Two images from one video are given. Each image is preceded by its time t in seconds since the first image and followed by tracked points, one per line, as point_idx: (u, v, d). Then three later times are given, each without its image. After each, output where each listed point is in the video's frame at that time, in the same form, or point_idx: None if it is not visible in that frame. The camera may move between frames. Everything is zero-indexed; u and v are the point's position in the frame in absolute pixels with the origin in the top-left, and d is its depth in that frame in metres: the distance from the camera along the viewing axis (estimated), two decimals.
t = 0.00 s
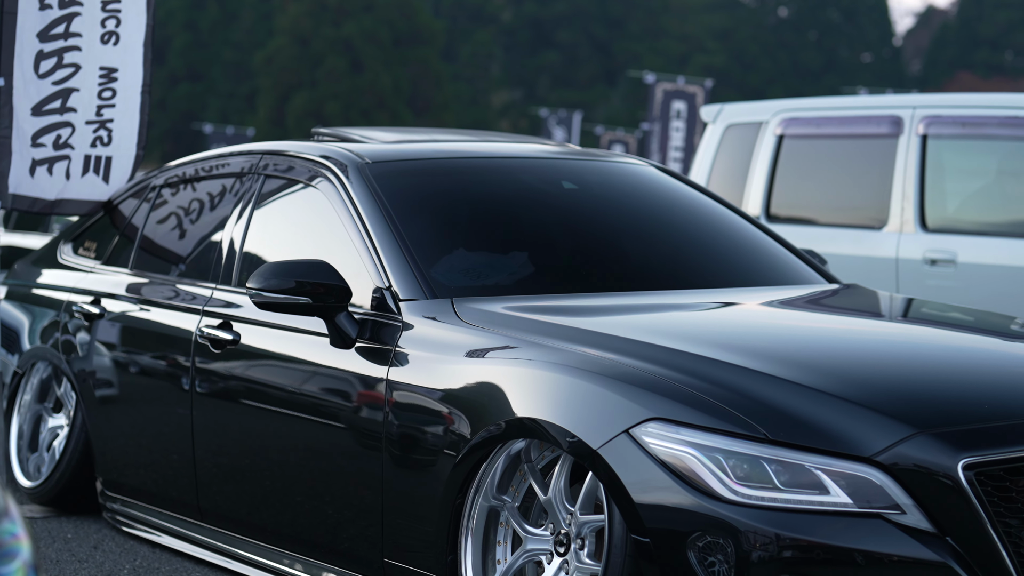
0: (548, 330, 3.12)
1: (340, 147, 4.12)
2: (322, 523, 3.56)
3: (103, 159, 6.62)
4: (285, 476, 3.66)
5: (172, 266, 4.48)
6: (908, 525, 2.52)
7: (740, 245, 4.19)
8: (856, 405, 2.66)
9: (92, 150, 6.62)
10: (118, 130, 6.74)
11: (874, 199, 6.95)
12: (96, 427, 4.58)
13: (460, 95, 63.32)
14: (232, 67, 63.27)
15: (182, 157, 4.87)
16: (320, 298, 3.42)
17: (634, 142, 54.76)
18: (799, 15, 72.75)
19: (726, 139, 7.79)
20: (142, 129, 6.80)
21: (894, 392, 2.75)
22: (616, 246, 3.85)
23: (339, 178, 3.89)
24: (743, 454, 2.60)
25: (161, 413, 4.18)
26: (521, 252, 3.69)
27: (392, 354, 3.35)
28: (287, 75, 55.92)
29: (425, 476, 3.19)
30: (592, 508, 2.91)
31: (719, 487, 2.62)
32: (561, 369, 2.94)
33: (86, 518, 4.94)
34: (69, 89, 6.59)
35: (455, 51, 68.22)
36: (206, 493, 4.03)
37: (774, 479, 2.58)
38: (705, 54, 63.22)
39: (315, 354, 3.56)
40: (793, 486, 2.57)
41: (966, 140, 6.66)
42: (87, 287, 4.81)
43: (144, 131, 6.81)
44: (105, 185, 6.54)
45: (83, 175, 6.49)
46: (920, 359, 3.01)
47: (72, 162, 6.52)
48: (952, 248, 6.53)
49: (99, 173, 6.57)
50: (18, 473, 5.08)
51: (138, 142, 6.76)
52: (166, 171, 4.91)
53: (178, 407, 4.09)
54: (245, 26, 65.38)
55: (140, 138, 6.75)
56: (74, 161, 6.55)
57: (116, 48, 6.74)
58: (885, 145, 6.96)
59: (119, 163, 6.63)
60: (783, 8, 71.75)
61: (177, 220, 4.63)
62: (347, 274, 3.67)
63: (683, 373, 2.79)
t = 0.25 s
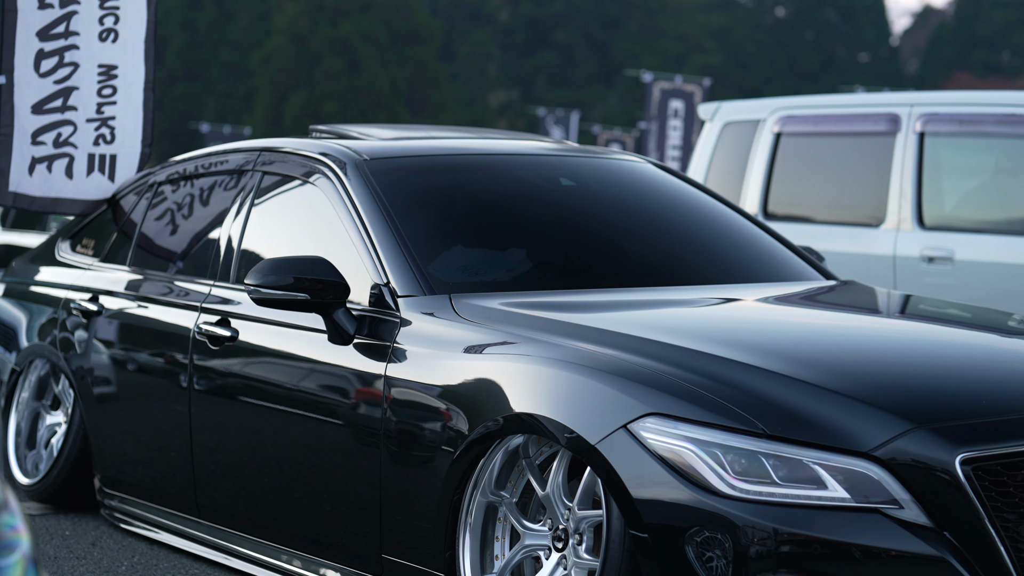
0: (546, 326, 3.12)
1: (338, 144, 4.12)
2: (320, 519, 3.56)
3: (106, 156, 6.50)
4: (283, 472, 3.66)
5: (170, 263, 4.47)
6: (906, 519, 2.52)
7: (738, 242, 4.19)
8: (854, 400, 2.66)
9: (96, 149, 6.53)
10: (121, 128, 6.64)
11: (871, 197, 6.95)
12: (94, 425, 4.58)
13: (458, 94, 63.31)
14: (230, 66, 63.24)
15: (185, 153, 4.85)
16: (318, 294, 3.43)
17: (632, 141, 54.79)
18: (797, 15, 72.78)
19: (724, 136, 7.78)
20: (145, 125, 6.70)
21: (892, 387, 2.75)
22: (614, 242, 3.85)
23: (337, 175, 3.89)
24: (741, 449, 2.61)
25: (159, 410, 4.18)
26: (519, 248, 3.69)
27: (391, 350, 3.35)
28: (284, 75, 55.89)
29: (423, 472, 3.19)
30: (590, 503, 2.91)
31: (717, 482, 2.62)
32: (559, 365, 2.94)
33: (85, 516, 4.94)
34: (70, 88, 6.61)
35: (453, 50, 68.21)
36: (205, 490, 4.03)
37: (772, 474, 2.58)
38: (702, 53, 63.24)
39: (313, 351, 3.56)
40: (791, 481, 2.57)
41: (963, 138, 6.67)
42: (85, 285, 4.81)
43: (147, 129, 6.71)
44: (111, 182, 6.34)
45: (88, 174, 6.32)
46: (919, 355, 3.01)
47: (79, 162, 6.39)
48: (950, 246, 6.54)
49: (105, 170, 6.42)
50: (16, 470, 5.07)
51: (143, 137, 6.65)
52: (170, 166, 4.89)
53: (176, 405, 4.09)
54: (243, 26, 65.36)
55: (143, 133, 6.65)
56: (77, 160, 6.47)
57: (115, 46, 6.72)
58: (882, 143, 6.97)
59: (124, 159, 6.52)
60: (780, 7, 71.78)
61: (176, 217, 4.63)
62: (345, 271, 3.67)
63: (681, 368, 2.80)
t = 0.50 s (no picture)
0: (543, 322, 3.12)
1: (335, 141, 4.12)
2: (317, 515, 3.57)
3: (105, 154, 6.50)
4: (279, 469, 3.66)
5: (167, 261, 4.47)
6: (901, 515, 2.52)
7: (735, 239, 4.20)
8: (850, 396, 2.66)
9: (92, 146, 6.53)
10: (118, 124, 6.69)
11: (867, 195, 6.96)
12: (91, 422, 4.58)
13: (455, 94, 63.27)
14: (227, 66, 63.19)
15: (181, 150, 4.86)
16: (315, 291, 3.44)
17: (629, 141, 54.77)
18: (794, 14, 72.83)
19: (720, 134, 7.79)
20: (142, 121, 6.75)
21: (887, 382, 2.75)
22: (610, 239, 3.86)
23: (334, 172, 3.89)
24: (737, 444, 2.61)
25: (156, 408, 4.18)
26: (515, 245, 3.69)
27: (387, 346, 3.35)
28: (281, 74, 55.85)
29: (420, 469, 3.19)
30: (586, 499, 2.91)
31: (713, 477, 2.62)
32: (555, 360, 2.94)
33: (82, 512, 4.94)
34: (68, 86, 6.61)
35: (450, 50, 68.18)
36: (201, 487, 4.03)
37: (767, 469, 2.58)
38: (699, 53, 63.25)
39: (309, 348, 3.56)
40: (786, 476, 2.57)
41: (960, 136, 6.67)
42: (82, 282, 4.81)
43: (143, 125, 6.75)
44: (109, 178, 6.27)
45: (86, 170, 6.32)
46: (914, 351, 3.02)
47: (77, 159, 6.41)
48: (946, 244, 6.55)
49: (103, 167, 6.41)
50: (12, 468, 5.07)
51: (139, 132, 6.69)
52: (164, 163, 4.90)
53: (173, 402, 4.09)
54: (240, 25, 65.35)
55: (141, 129, 6.69)
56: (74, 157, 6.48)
57: (111, 43, 6.73)
58: (878, 141, 6.97)
59: (123, 155, 6.54)
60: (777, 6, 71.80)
61: (172, 214, 4.63)
62: (342, 268, 3.67)
63: (678, 364, 2.80)
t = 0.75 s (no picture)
0: (539, 318, 3.12)
1: (331, 138, 4.12)
2: (313, 511, 3.57)
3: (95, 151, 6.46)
4: (276, 465, 3.66)
5: (165, 258, 4.47)
6: (897, 509, 2.52)
7: (731, 237, 4.20)
8: (846, 391, 2.67)
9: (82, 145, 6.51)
10: (109, 123, 6.65)
11: (863, 193, 6.97)
12: (88, 420, 4.58)
13: (452, 94, 63.25)
14: (223, 66, 63.14)
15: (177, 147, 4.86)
16: (311, 287, 3.43)
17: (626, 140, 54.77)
18: (791, 14, 72.87)
19: (717, 133, 7.80)
20: (135, 121, 6.70)
21: (883, 378, 2.76)
22: (607, 236, 3.86)
23: (331, 169, 3.89)
24: (733, 439, 2.61)
25: (153, 405, 4.18)
26: (512, 242, 3.70)
27: (384, 342, 3.35)
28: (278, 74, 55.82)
29: (416, 465, 3.19)
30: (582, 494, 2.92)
31: (709, 472, 2.63)
32: (552, 356, 2.94)
33: (79, 510, 4.94)
34: (59, 85, 6.60)
35: (446, 49, 68.15)
36: (198, 484, 4.03)
37: (763, 464, 2.59)
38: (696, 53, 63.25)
39: (306, 345, 3.56)
40: (782, 471, 2.58)
41: (956, 134, 6.68)
42: (79, 279, 4.80)
43: (135, 125, 6.69)
44: (99, 174, 6.21)
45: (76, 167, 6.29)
46: (910, 347, 3.02)
47: (67, 157, 6.40)
48: (942, 241, 6.56)
49: (94, 164, 6.35)
50: (8, 465, 5.07)
51: (130, 132, 6.63)
52: (158, 162, 4.91)
53: (169, 399, 4.09)
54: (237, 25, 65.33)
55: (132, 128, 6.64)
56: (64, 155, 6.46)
57: (103, 42, 6.70)
58: (875, 139, 6.98)
59: (112, 152, 6.47)
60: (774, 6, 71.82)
61: (169, 213, 4.63)
62: (338, 264, 3.67)
63: (674, 360, 2.80)
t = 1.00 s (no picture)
0: (533, 314, 3.12)
1: (325, 135, 4.12)
2: (307, 508, 3.57)
3: (83, 149, 6.49)
4: (270, 462, 3.66)
5: (158, 256, 4.47)
6: (890, 504, 2.53)
7: (725, 234, 4.21)
8: (839, 385, 2.67)
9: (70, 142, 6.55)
10: (96, 121, 6.71)
11: (856, 191, 6.98)
12: (81, 418, 4.57)
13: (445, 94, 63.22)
14: (216, 66, 63.06)
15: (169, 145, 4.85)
16: (305, 284, 3.43)
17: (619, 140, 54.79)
18: (784, 14, 72.95)
19: (710, 131, 7.82)
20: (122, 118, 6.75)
21: (875, 373, 2.76)
22: (600, 233, 3.87)
23: (324, 166, 3.89)
24: (727, 434, 2.62)
25: (147, 403, 4.18)
26: (505, 238, 3.70)
27: (377, 338, 3.35)
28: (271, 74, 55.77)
29: (410, 462, 3.19)
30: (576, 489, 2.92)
31: (702, 467, 2.63)
32: (546, 351, 2.95)
33: (73, 508, 4.93)
34: (46, 83, 6.60)
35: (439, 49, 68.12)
36: (192, 481, 4.03)
37: (757, 459, 2.59)
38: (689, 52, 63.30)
39: (300, 341, 3.56)
40: (776, 465, 2.58)
41: (949, 131, 6.69)
42: (72, 277, 4.80)
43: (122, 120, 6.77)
44: (87, 172, 6.22)
45: (64, 165, 6.32)
46: (903, 342, 3.03)
47: (55, 154, 6.43)
48: (935, 239, 6.58)
49: (82, 162, 6.36)
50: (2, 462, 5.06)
51: (117, 129, 6.70)
52: (150, 160, 4.90)
53: (163, 397, 4.08)
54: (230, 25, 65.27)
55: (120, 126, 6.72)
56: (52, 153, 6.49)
57: (90, 41, 6.72)
58: (867, 136, 6.99)
59: (101, 149, 6.49)
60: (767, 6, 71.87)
61: (162, 211, 4.62)
62: (332, 261, 3.67)
63: (668, 355, 2.81)
